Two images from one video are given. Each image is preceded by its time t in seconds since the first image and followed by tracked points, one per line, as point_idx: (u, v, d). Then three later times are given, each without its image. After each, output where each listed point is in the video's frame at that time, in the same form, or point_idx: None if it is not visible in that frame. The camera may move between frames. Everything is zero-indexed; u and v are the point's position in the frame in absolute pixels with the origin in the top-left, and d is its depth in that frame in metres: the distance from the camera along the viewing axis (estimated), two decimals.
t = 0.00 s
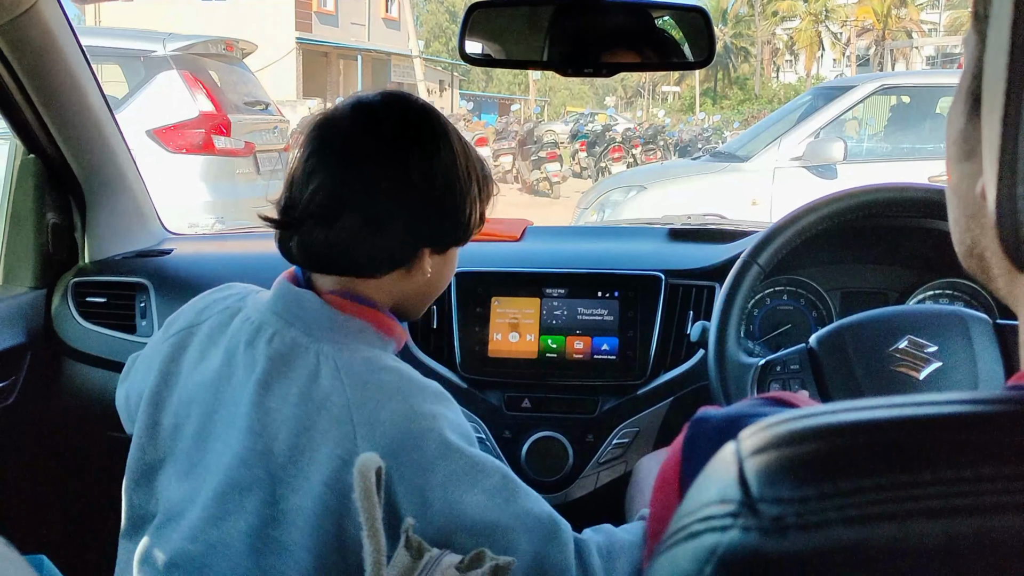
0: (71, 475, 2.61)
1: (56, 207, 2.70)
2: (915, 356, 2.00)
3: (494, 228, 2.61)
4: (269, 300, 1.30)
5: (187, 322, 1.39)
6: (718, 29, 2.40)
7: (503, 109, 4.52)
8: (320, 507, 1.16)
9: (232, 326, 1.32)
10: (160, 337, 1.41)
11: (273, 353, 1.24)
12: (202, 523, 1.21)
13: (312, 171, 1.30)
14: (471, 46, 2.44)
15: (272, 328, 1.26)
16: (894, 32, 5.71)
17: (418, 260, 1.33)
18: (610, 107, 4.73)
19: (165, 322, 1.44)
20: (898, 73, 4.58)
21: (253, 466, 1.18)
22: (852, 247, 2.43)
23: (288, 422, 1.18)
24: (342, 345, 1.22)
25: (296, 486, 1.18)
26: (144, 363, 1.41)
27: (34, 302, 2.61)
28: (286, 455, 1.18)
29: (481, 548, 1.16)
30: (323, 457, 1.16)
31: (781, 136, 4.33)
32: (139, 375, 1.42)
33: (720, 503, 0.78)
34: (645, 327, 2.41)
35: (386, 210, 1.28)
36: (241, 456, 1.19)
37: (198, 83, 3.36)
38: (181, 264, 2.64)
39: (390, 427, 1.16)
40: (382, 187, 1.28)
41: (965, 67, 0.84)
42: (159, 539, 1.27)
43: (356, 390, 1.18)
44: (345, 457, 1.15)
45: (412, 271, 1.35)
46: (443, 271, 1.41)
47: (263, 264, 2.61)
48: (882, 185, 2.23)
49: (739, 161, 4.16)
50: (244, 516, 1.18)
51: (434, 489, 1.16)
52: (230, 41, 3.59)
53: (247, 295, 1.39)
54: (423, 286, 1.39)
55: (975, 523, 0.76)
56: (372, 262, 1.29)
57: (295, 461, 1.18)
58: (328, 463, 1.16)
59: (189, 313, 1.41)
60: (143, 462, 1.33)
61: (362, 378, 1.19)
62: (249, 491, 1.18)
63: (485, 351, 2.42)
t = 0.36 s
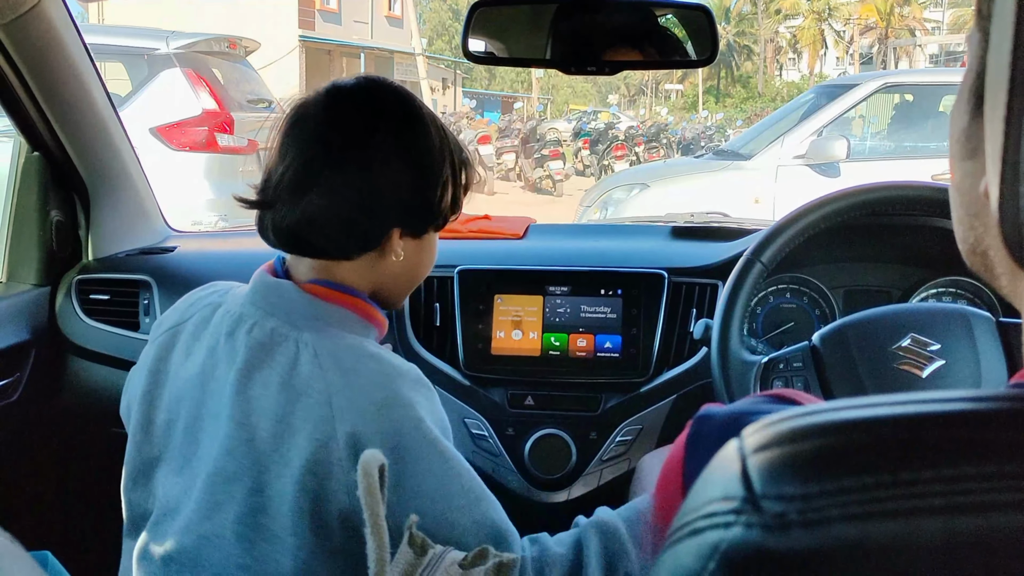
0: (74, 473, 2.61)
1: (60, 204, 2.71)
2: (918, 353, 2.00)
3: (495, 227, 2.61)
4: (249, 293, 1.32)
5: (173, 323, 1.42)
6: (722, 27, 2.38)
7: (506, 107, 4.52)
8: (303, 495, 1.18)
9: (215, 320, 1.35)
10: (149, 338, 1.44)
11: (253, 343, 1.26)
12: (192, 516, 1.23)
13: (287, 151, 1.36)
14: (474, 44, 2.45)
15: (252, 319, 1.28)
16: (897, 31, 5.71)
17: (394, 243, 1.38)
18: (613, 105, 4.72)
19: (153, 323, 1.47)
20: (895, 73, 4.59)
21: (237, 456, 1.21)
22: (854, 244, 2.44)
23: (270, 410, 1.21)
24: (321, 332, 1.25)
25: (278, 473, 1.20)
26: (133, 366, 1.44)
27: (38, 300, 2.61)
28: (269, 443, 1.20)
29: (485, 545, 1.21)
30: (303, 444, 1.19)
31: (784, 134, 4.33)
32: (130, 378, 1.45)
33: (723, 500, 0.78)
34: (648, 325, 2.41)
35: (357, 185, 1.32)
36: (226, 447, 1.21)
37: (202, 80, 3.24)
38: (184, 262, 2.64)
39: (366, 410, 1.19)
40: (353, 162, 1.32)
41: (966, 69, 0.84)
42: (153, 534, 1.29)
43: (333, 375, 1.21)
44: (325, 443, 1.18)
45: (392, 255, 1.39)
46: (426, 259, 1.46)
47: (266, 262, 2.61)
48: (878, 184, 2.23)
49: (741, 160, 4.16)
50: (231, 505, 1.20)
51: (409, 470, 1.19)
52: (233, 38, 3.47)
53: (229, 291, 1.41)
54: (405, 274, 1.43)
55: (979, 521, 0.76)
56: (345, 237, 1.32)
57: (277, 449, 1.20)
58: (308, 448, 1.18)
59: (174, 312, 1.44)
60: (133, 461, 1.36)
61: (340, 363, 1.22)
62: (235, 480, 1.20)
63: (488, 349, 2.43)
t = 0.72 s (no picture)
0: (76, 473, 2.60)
1: (62, 204, 2.71)
2: (920, 354, 2.01)
3: (499, 226, 2.61)
4: (216, 295, 1.41)
5: (151, 323, 1.53)
6: (722, 29, 2.39)
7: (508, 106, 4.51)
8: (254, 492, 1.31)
9: (184, 321, 1.45)
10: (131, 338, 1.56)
11: (216, 346, 1.36)
12: (165, 509, 1.38)
13: (262, 141, 1.41)
14: (477, 44, 2.45)
15: (216, 322, 1.38)
16: (903, 29, 5.72)
17: (360, 241, 1.40)
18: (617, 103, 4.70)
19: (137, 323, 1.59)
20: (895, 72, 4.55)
21: (199, 454, 1.34)
22: (855, 244, 2.43)
23: (228, 411, 1.32)
24: (279, 334, 1.33)
25: (232, 471, 1.32)
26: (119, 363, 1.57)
27: (40, 300, 2.61)
28: (227, 441, 1.32)
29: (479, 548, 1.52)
30: (253, 442, 1.29)
31: (788, 132, 4.33)
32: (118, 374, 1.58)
33: (724, 502, 0.80)
34: (651, 326, 2.41)
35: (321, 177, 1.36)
36: (191, 447, 1.34)
37: (205, 80, 3.19)
38: (186, 262, 2.63)
39: (312, 415, 1.28)
40: (323, 153, 1.37)
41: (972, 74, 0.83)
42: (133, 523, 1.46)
43: (289, 379, 1.30)
44: (273, 443, 1.29)
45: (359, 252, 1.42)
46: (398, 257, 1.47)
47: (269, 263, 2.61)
48: (873, 186, 2.23)
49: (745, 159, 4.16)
50: (195, 501, 1.34)
51: (344, 477, 1.29)
52: (235, 37, 3.35)
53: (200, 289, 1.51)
54: (375, 270, 1.45)
55: (981, 524, 0.77)
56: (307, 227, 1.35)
57: (233, 448, 1.32)
58: (256, 447, 1.29)
59: (152, 313, 1.55)
60: (118, 454, 1.52)
61: (295, 366, 1.30)
62: (194, 477, 1.34)
63: (490, 350, 2.43)
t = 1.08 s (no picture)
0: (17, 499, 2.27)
1: None
2: (996, 366, 1.62)
3: (503, 217, 2.26)
4: (133, 296, 1.15)
5: (67, 334, 1.27)
6: None
7: (517, 76, 4.11)
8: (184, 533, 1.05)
9: (100, 328, 1.19)
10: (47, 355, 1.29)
11: (131, 357, 1.10)
12: (93, 557, 1.13)
13: (186, 106, 1.13)
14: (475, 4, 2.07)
15: (132, 328, 1.12)
16: None
17: (295, 231, 1.12)
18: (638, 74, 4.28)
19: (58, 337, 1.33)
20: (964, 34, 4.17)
21: (115, 489, 1.07)
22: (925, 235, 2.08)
23: (146, 436, 1.06)
24: (204, 339, 1.06)
25: (154, 508, 1.05)
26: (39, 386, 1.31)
27: None
28: (146, 474, 1.06)
29: None
30: (174, 473, 1.03)
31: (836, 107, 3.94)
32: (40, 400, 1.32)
33: (770, 545, 0.68)
34: (680, 333, 2.06)
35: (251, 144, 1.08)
36: (107, 481, 1.08)
37: (158, 44, 2.56)
38: (140, 258, 2.27)
39: (242, 437, 1.01)
40: (261, 127, 1.09)
41: None
42: None
43: (214, 394, 1.03)
44: (199, 473, 1.02)
45: (295, 246, 1.13)
46: (348, 256, 1.19)
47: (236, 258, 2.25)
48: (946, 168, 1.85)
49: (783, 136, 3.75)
50: (118, 547, 1.08)
51: (285, 513, 1.01)
52: None
53: (125, 291, 1.25)
54: (319, 271, 1.16)
55: None
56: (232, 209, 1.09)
57: (153, 480, 1.05)
58: (177, 477, 1.03)
59: (69, 322, 1.28)
60: (39, 501, 1.24)
61: (223, 378, 1.04)
62: (112, 519, 1.08)
63: (492, 361, 2.08)
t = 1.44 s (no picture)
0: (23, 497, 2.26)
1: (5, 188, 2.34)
2: (1003, 365, 1.64)
3: (510, 215, 2.27)
4: (105, 297, 1.17)
5: (51, 342, 1.29)
6: None
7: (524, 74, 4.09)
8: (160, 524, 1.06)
9: (77, 331, 1.21)
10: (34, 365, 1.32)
11: (103, 356, 1.12)
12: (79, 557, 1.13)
13: (156, 94, 1.11)
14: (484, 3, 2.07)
15: (103, 327, 1.14)
16: None
17: (252, 221, 1.11)
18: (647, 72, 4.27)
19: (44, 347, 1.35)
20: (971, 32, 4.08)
21: (94, 485, 1.09)
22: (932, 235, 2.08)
23: (121, 431, 1.07)
24: (172, 333, 1.08)
25: (131, 501, 1.07)
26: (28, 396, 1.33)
27: None
28: (121, 468, 1.07)
29: None
30: (147, 465, 1.04)
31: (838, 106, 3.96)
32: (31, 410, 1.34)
33: (775, 541, 0.67)
34: (687, 332, 2.06)
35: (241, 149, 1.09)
36: (86, 478, 1.09)
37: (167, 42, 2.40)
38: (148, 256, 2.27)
39: (207, 424, 1.02)
40: (236, 117, 1.09)
41: None
42: None
43: (181, 386, 1.04)
44: (169, 465, 1.03)
45: (251, 236, 1.12)
46: (310, 251, 1.17)
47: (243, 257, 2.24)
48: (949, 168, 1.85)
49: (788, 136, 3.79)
50: (100, 543, 1.09)
51: (253, 498, 1.02)
52: None
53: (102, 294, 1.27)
54: (278, 263, 1.15)
55: None
56: (206, 202, 1.09)
57: (129, 474, 1.06)
58: (150, 470, 1.04)
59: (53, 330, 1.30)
60: (32, 509, 1.24)
61: (189, 369, 1.05)
62: (94, 514, 1.09)
63: (499, 359, 2.09)
